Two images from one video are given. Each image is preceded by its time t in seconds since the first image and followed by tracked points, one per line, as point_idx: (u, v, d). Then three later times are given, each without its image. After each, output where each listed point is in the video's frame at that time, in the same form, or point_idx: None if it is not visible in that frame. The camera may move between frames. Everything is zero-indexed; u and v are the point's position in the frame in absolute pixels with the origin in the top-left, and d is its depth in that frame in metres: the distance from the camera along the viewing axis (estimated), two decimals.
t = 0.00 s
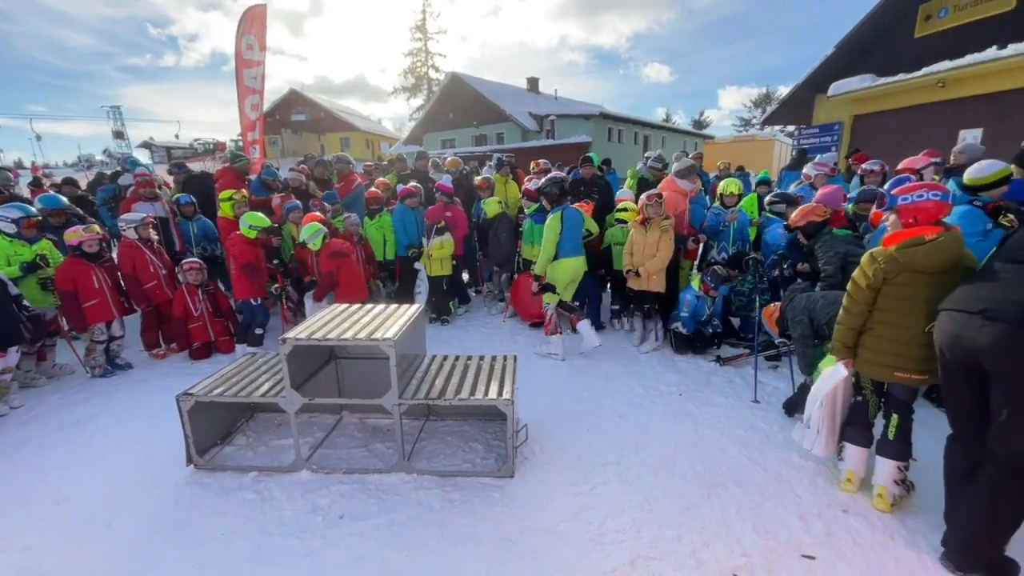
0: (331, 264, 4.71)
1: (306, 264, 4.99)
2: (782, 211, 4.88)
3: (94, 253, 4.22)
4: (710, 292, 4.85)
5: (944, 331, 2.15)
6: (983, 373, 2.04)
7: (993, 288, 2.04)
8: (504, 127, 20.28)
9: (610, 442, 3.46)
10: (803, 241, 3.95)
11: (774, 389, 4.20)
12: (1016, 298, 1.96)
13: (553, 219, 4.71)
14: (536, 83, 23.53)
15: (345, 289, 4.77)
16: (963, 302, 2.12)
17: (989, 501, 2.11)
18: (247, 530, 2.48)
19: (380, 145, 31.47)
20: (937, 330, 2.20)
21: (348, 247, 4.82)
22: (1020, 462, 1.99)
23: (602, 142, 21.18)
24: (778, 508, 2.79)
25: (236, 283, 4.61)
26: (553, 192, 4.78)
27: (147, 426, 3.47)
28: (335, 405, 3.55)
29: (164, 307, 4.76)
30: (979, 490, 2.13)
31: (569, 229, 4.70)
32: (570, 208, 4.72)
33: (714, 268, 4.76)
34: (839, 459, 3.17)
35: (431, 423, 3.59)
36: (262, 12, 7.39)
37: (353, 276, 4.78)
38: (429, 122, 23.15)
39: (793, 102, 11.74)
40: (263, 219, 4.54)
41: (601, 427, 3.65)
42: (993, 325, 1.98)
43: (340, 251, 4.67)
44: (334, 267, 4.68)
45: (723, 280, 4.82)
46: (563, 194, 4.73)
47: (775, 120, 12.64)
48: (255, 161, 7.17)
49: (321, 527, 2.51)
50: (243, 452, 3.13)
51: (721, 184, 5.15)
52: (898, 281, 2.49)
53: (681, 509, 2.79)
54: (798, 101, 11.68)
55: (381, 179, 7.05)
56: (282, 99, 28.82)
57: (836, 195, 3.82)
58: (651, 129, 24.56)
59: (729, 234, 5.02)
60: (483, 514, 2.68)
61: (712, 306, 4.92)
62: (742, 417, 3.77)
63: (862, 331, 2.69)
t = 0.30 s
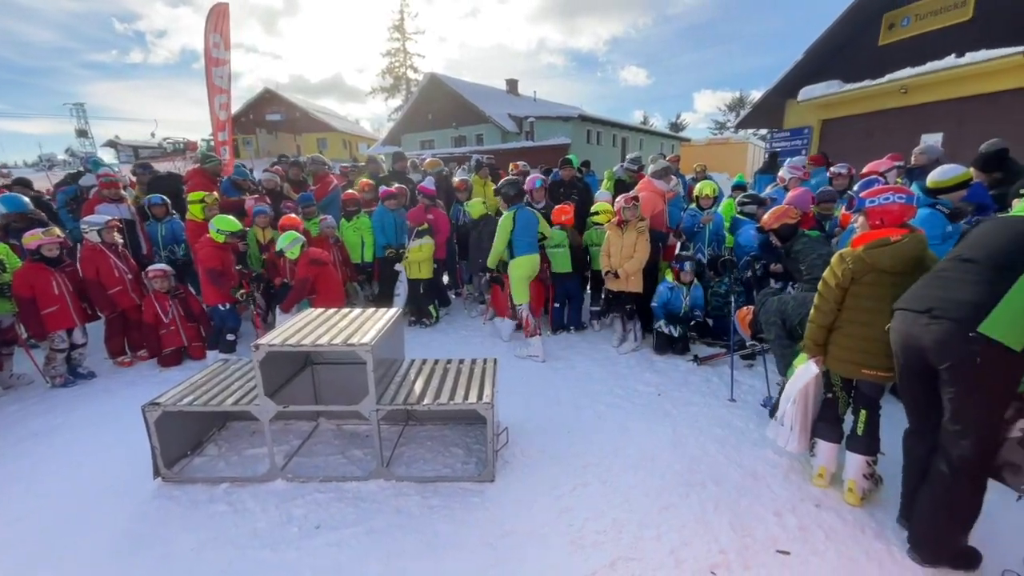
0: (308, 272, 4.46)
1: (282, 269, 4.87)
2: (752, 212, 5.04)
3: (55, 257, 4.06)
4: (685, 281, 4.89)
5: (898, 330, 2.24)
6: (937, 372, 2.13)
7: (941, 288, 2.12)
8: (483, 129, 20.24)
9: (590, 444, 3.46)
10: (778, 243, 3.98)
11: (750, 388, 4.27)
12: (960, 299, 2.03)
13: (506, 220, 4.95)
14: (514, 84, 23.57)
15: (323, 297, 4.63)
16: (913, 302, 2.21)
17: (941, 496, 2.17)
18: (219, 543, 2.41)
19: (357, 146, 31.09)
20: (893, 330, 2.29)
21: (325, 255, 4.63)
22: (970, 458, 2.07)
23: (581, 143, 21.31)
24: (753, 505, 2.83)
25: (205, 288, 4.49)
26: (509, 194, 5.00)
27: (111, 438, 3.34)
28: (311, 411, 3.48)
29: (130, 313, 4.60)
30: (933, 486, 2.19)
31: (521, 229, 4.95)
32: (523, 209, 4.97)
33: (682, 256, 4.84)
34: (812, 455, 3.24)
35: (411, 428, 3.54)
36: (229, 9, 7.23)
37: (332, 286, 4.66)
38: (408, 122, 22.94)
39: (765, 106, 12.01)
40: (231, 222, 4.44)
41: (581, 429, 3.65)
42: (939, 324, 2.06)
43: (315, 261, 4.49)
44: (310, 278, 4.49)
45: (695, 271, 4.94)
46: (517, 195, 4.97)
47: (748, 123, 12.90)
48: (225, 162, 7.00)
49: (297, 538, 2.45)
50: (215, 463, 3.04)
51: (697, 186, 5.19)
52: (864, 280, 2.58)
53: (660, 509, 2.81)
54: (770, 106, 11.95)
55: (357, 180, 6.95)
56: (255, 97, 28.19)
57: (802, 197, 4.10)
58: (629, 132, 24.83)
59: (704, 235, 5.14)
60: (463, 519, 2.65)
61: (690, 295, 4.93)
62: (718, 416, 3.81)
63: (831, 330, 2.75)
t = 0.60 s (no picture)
0: (283, 281, 4.37)
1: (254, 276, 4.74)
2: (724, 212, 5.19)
3: (9, 261, 3.88)
4: (658, 276, 4.93)
5: (846, 323, 2.36)
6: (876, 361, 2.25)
7: (886, 283, 2.24)
8: (461, 129, 20.16)
9: (569, 445, 3.46)
10: (753, 246, 4.04)
11: (725, 386, 4.33)
12: (901, 292, 2.16)
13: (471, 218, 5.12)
14: (492, 85, 23.56)
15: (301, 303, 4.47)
16: (862, 297, 2.33)
17: (898, 486, 2.26)
18: (187, 558, 2.32)
19: (334, 146, 30.67)
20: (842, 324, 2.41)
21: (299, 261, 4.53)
22: (912, 447, 2.19)
23: (559, 145, 21.40)
24: (728, 501, 2.87)
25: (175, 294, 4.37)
26: (474, 193, 5.12)
27: (71, 451, 3.19)
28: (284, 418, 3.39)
29: (92, 320, 4.43)
30: (886, 476, 2.30)
31: (484, 228, 5.16)
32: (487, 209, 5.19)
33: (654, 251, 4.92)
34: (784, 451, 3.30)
35: (388, 433, 3.49)
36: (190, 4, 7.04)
37: (310, 292, 4.52)
38: (385, 123, 22.70)
39: (737, 110, 12.26)
40: (211, 228, 4.28)
41: (559, 431, 3.65)
42: (879, 314, 2.19)
43: (291, 267, 4.39)
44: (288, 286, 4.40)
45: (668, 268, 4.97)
46: (482, 195, 5.15)
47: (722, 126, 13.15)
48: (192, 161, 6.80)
49: (269, 550, 2.39)
50: (182, 474, 2.94)
51: (672, 187, 5.25)
52: (833, 280, 2.64)
53: (639, 508, 2.82)
54: (741, 109, 12.21)
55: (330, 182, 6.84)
56: (227, 95, 27.51)
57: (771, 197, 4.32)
58: (606, 134, 25.05)
59: (678, 235, 5.21)
60: (441, 525, 2.62)
61: (663, 290, 4.95)
62: (695, 414, 3.86)
63: (802, 328, 2.81)
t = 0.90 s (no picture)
0: (253, 286, 4.29)
1: (218, 282, 4.53)
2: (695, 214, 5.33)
3: None
4: (633, 277, 5.00)
5: (800, 320, 2.46)
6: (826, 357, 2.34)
7: (837, 281, 2.36)
8: (437, 130, 20.03)
9: (546, 447, 3.46)
10: (727, 250, 4.10)
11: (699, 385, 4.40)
12: (849, 290, 2.27)
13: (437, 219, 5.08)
14: (468, 86, 23.49)
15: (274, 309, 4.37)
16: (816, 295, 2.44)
17: (858, 477, 2.34)
18: None
19: (307, 146, 30.09)
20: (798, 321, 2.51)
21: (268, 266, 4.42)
22: (867, 439, 2.27)
23: (535, 146, 21.46)
24: (702, 499, 2.91)
25: (143, 300, 4.26)
26: (435, 194, 5.14)
27: (23, 467, 3.03)
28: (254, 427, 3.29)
29: (47, 328, 4.22)
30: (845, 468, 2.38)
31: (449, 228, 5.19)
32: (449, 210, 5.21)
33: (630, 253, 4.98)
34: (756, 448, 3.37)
35: (363, 440, 3.42)
36: None
37: (283, 299, 4.42)
38: (360, 123, 22.40)
39: (709, 114, 12.49)
40: (186, 235, 4.13)
41: (536, 433, 3.64)
42: (827, 309, 2.30)
43: (261, 272, 4.29)
44: (258, 292, 4.30)
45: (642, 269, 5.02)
46: (441, 195, 5.18)
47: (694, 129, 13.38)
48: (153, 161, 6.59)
49: (238, 565, 2.31)
50: (144, 489, 2.82)
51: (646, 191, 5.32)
52: (801, 281, 2.72)
53: (616, 509, 2.84)
54: (712, 113, 12.46)
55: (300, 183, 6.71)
56: (194, 92, 26.73)
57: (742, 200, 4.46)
58: (582, 136, 25.23)
59: (652, 237, 5.28)
60: (418, 532, 2.58)
61: (638, 292, 5.00)
62: (670, 414, 3.90)
63: (772, 328, 2.88)
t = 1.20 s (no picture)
0: (220, 288, 4.12)
1: (181, 287, 4.47)
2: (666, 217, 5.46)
3: None
4: (606, 280, 5.05)
5: (767, 322, 2.51)
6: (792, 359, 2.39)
7: (804, 286, 2.42)
8: (412, 130, 19.86)
9: (521, 451, 3.44)
10: (693, 250, 4.18)
11: (672, 385, 4.45)
12: (815, 295, 2.34)
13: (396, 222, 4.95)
14: (443, 87, 23.36)
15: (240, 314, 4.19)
16: (783, 298, 2.49)
17: (826, 476, 2.39)
18: None
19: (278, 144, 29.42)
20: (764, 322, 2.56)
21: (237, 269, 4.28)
22: (833, 438, 2.33)
23: (511, 147, 21.47)
24: (675, 499, 2.94)
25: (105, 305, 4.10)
26: (392, 196, 5.04)
27: None
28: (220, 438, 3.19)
29: None
30: (814, 467, 2.43)
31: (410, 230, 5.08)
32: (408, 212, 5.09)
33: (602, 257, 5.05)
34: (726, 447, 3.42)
35: (335, 448, 3.35)
36: None
37: (250, 302, 4.24)
38: (332, 122, 22.02)
39: (681, 118, 12.72)
40: (150, 236, 4.03)
41: (511, 437, 3.63)
42: (796, 313, 2.34)
43: (228, 275, 4.13)
44: (225, 293, 4.13)
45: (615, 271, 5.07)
46: (399, 197, 5.08)
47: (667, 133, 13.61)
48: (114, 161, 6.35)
49: None
50: (100, 507, 2.69)
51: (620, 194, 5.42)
52: (768, 284, 2.86)
53: (592, 511, 2.84)
54: (684, 117, 12.69)
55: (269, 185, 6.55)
56: (158, 87, 25.82)
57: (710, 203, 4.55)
58: (558, 138, 25.37)
59: (626, 238, 5.31)
60: (392, 542, 2.53)
61: (611, 293, 5.05)
62: (644, 415, 3.94)
63: (741, 329, 3.00)
